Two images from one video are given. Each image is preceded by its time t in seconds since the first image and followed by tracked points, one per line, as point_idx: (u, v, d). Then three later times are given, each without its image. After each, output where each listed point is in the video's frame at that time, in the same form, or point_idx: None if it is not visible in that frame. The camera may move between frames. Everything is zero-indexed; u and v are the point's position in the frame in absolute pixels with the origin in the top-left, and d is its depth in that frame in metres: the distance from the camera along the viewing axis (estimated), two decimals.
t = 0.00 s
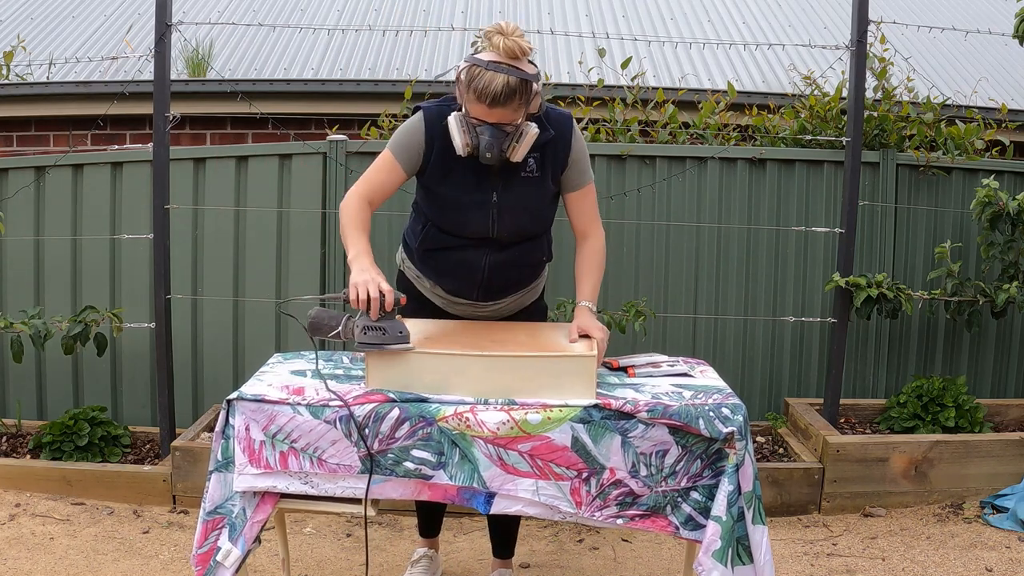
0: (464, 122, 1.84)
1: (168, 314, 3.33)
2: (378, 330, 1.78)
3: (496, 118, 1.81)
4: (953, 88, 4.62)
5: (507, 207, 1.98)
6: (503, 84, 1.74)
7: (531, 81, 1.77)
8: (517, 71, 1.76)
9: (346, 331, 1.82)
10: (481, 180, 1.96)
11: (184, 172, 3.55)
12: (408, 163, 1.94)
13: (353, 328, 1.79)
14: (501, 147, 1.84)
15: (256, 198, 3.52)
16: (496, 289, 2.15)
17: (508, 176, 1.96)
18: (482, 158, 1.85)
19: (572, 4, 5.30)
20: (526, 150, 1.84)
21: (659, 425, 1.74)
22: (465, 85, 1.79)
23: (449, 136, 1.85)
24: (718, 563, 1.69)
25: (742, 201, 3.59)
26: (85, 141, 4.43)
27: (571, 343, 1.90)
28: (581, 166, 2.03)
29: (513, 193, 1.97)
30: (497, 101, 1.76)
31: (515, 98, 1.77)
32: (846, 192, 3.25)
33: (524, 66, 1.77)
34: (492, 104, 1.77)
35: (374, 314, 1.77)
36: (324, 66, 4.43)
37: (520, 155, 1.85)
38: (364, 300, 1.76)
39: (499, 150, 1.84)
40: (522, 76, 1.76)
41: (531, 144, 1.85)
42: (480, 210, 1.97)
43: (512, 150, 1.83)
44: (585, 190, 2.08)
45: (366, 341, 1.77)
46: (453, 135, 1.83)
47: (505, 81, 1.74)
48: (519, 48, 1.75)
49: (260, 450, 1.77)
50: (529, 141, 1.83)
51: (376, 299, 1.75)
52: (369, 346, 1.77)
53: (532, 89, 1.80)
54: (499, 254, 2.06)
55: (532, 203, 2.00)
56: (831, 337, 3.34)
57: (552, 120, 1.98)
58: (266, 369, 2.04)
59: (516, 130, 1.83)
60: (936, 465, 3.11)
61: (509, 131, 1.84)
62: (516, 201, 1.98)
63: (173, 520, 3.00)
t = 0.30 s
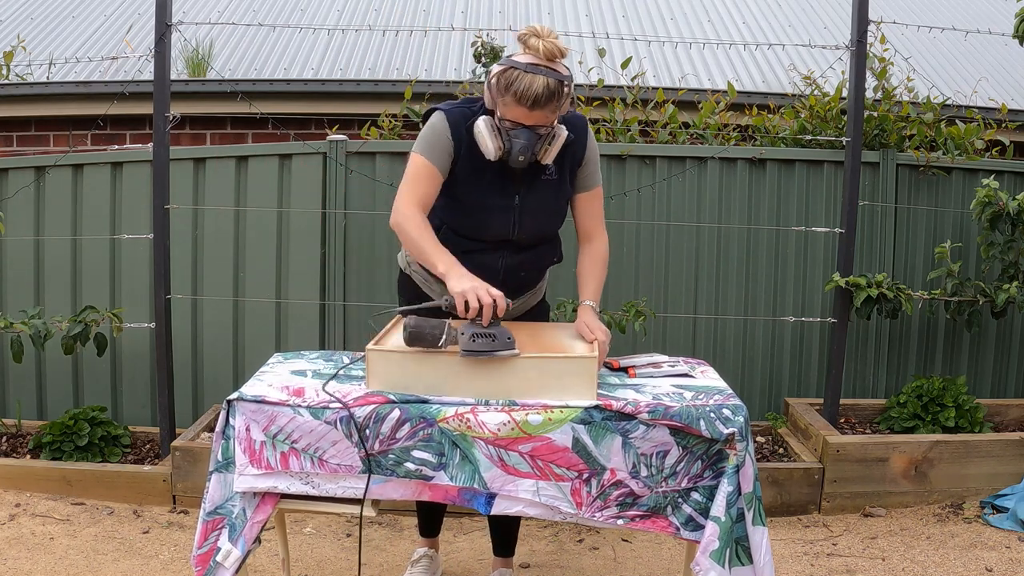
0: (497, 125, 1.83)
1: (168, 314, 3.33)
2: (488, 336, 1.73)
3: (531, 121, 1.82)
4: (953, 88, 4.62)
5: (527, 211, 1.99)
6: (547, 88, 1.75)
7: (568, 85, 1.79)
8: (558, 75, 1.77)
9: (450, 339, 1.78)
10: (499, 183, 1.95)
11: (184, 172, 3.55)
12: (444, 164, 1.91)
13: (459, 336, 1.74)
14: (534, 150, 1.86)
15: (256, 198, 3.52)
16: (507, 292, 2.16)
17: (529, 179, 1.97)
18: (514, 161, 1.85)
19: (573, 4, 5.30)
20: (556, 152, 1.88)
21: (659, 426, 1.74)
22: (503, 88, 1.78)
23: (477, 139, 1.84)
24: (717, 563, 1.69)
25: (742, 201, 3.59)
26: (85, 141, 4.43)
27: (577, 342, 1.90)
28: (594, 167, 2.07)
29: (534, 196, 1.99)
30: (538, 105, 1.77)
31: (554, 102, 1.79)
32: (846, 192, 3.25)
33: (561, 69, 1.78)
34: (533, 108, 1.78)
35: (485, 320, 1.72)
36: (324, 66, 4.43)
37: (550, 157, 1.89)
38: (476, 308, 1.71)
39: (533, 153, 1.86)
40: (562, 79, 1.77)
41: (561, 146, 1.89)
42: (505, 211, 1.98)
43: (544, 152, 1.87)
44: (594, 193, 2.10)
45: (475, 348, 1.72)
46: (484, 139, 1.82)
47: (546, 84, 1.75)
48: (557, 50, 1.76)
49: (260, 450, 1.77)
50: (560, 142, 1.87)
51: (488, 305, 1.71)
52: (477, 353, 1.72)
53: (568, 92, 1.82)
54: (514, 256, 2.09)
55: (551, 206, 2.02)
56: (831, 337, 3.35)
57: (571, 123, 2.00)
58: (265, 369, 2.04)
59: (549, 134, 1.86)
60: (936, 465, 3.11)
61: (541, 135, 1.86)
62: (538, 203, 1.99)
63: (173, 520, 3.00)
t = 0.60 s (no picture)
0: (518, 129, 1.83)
1: (168, 313, 3.33)
2: (582, 338, 1.72)
3: (552, 126, 1.84)
4: (953, 88, 4.62)
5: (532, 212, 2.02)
6: (573, 93, 1.76)
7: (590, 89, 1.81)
8: (581, 79, 1.78)
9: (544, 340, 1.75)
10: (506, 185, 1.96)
11: (184, 172, 3.55)
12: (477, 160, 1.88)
13: (553, 339, 1.71)
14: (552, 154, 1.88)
15: (256, 198, 3.52)
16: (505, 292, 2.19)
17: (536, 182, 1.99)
18: (535, 165, 1.87)
19: (573, 4, 5.30)
20: (572, 155, 1.92)
21: (659, 426, 1.74)
22: (528, 93, 1.77)
23: (496, 144, 1.82)
24: (717, 563, 1.69)
25: (742, 201, 3.59)
26: (85, 141, 4.43)
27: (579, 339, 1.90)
28: (594, 168, 2.09)
29: (541, 198, 2.02)
30: (563, 110, 1.79)
31: (577, 107, 1.81)
32: (846, 192, 3.25)
33: (581, 73, 1.80)
34: (558, 112, 1.79)
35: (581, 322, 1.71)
36: (325, 66, 4.43)
37: (565, 160, 1.93)
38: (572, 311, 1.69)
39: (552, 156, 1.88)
40: (585, 83, 1.79)
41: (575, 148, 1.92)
42: (514, 214, 2.00)
43: (560, 155, 1.90)
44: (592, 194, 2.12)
45: (573, 350, 1.70)
46: (504, 146, 1.81)
47: (572, 89, 1.76)
48: (581, 53, 1.77)
49: (260, 450, 1.77)
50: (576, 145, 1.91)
51: (587, 306, 1.70)
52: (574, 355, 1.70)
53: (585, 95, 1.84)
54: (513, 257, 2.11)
55: (555, 209, 2.06)
56: (832, 337, 3.34)
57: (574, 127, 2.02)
58: (266, 369, 2.04)
59: (566, 136, 1.88)
60: (936, 465, 3.11)
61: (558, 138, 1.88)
62: (544, 206, 2.03)
63: (173, 520, 3.00)
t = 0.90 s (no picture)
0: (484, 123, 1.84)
1: (168, 313, 3.33)
2: (473, 336, 1.73)
3: (519, 120, 1.83)
4: (953, 88, 4.62)
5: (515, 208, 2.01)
6: (533, 85, 1.75)
7: (557, 81, 1.80)
8: (543, 71, 1.77)
9: (437, 337, 1.79)
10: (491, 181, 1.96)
11: (184, 172, 3.55)
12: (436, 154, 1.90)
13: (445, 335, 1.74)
14: (522, 148, 1.87)
15: (256, 198, 3.52)
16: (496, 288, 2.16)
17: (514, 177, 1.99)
18: (504, 159, 1.87)
19: (572, 4, 5.30)
20: (545, 149, 1.90)
21: (659, 426, 1.74)
22: (489, 87, 1.79)
23: (464, 138, 1.85)
24: (717, 563, 1.69)
25: (743, 201, 3.59)
26: (85, 141, 4.43)
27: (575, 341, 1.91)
28: (580, 165, 2.07)
29: (519, 192, 2.00)
30: (525, 103, 1.78)
31: (541, 100, 1.80)
32: (846, 192, 3.25)
33: (547, 66, 1.79)
34: (521, 105, 1.78)
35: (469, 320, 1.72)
36: (324, 65, 4.43)
37: (539, 155, 1.90)
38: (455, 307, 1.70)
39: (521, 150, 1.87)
40: (548, 76, 1.78)
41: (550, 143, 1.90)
42: (490, 208, 1.98)
43: (532, 149, 1.89)
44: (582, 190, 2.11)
45: (462, 348, 1.72)
46: (471, 139, 1.83)
47: (534, 81, 1.75)
48: (544, 47, 1.77)
49: (260, 450, 1.77)
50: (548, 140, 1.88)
51: (474, 305, 1.70)
52: (463, 353, 1.72)
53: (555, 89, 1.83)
54: (500, 252, 2.09)
55: (535, 203, 2.03)
56: (831, 337, 3.35)
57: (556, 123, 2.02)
58: (266, 369, 2.04)
59: (537, 131, 1.87)
60: (936, 465, 3.11)
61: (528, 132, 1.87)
62: (522, 200, 2.01)
63: (173, 520, 3.00)
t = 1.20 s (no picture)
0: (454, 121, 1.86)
1: (168, 313, 3.33)
2: (385, 332, 1.75)
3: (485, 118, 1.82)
4: (953, 88, 4.63)
5: (499, 208, 2.01)
6: (490, 81, 1.75)
7: (520, 79, 1.78)
8: (503, 69, 1.75)
9: (354, 333, 1.80)
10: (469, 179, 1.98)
11: (184, 172, 3.55)
12: (410, 156, 1.93)
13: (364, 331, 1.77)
14: (491, 147, 1.85)
15: (256, 198, 3.52)
16: (489, 285, 2.16)
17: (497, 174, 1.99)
18: (473, 157, 1.86)
19: (572, 4, 5.30)
20: (516, 149, 1.86)
21: (659, 426, 1.74)
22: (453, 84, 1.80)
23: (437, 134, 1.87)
24: (717, 563, 1.69)
25: (743, 201, 3.59)
26: (85, 141, 4.43)
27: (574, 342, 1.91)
28: (570, 164, 2.05)
29: (504, 191, 2.00)
30: (485, 100, 1.77)
31: (503, 97, 1.78)
32: (846, 192, 3.25)
33: (511, 63, 1.77)
34: (481, 102, 1.78)
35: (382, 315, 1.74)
36: (324, 65, 4.43)
37: (508, 155, 1.86)
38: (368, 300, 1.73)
39: (489, 149, 1.85)
40: (509, 73, 1.76)
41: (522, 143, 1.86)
42: (474, 206, 1.99)
43: (500, 149, 1.86)
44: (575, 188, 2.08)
45: (375, 343, 1.74)
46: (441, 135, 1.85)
47: (492, 78, 1.75)
48: (507, 45, 1.76)
49: (260, 450, 1.77)
50: (518, 140, 1.84)
51: (384, 302, 1.72)
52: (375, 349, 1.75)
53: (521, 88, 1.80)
54: (490, 250, 2.09)
55: (522, 202, 2.02)
56: (831, 337, 3.35)
57: (544, 121, 2.01)
58: (266, 369, 2.04)
59: (506, 130, 1.84)
60: (935, 465, 3.11)
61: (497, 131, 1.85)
62: (506, 198, 2.00)
63: (173, 520, 3.00)
